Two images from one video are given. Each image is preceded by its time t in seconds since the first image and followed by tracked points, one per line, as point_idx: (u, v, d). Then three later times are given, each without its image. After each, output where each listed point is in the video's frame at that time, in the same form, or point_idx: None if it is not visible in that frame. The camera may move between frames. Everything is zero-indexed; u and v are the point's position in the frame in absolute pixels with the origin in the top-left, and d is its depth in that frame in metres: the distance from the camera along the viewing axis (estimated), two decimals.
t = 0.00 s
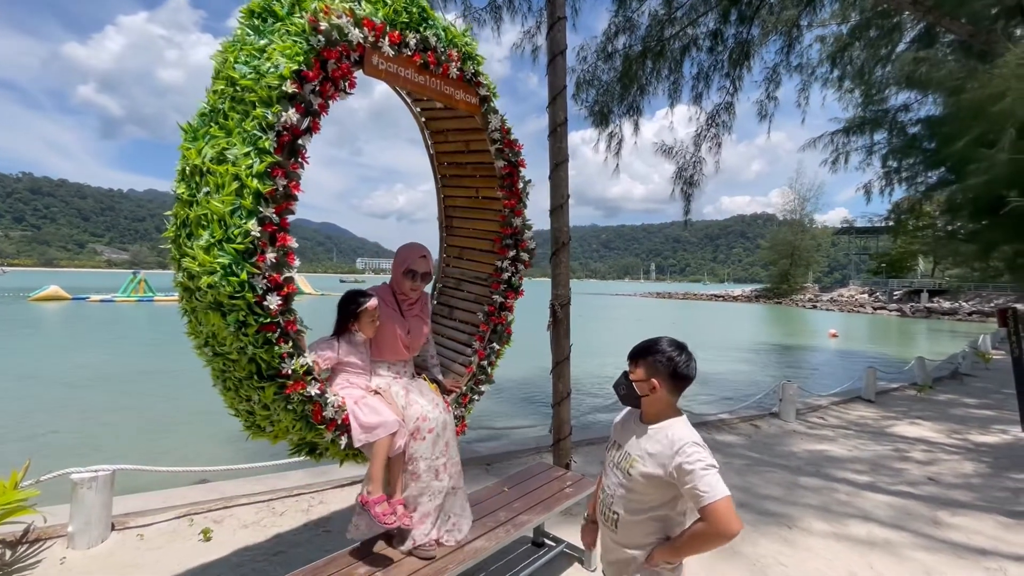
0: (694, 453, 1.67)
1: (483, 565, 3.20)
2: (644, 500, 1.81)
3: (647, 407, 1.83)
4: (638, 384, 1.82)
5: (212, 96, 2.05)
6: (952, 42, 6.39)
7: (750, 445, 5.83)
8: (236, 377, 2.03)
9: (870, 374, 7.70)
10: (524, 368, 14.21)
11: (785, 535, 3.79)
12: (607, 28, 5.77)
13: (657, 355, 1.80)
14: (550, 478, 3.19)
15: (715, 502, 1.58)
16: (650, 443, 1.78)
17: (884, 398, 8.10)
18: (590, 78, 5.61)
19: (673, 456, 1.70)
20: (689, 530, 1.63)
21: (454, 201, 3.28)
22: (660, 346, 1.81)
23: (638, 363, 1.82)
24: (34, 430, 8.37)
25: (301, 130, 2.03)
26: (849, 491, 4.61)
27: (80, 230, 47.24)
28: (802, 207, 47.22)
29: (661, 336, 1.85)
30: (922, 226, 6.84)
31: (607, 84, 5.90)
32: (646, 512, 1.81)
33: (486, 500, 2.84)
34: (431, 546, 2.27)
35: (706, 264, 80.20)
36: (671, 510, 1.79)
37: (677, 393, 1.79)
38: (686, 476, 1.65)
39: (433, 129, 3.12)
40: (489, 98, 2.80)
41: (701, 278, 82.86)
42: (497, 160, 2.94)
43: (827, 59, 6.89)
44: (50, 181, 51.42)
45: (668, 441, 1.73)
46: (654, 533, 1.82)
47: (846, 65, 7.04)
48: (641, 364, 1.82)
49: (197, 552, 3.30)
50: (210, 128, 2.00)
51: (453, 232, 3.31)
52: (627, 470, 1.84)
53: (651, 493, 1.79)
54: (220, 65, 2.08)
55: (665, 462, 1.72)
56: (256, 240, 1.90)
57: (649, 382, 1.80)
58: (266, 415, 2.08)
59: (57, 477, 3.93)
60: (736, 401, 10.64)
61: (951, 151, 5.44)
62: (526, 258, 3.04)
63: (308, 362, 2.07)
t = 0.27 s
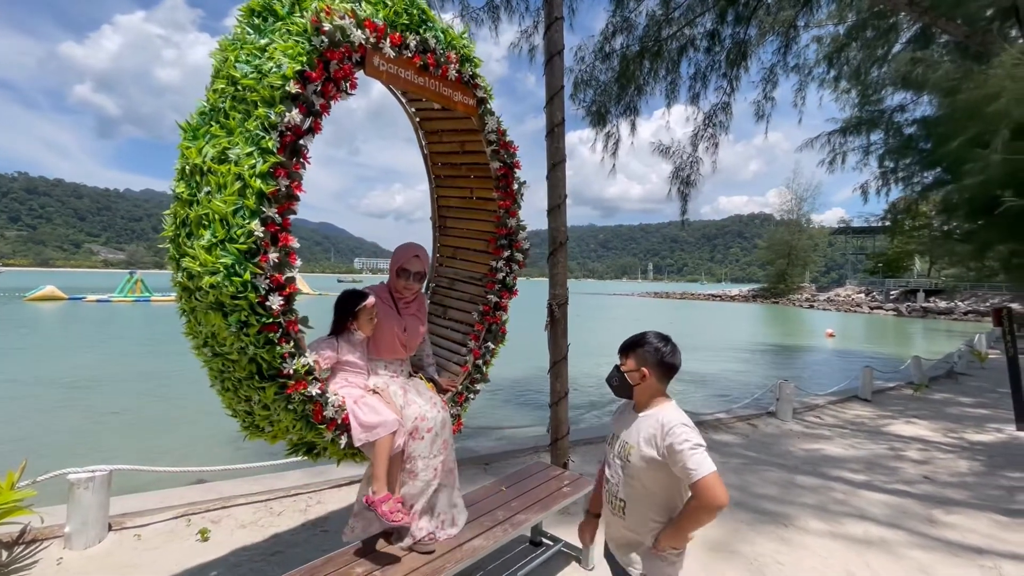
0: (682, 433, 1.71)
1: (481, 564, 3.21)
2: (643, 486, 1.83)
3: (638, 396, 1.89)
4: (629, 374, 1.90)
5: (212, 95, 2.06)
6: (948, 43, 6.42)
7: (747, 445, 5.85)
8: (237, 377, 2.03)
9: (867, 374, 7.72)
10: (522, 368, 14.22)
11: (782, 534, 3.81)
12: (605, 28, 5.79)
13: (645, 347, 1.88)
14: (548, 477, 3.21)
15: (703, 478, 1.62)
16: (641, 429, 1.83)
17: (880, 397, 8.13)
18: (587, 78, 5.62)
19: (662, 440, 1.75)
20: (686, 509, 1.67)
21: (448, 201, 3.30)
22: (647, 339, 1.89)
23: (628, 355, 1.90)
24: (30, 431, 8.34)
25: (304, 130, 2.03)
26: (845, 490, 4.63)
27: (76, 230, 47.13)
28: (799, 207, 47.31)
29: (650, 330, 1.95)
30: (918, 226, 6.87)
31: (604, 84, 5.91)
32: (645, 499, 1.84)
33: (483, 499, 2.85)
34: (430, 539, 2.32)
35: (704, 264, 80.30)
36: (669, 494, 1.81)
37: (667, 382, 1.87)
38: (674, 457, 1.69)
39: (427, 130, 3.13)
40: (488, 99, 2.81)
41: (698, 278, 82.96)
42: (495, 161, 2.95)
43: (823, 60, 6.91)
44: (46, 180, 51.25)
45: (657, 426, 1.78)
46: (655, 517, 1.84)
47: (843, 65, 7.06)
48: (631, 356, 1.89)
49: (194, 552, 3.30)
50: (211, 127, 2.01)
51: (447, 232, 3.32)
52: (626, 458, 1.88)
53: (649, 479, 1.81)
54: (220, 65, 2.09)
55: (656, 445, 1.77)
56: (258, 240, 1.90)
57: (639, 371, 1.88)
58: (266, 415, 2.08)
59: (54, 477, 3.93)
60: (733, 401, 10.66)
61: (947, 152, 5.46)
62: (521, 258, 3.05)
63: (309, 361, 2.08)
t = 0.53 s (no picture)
0: (685, 425, 1.76)
1: (478, 563, 3.22)
2: (643, 479, 1.86)
3: (639, 392, 1.93)
4: (629, 372, 1.95)
5: (209, 94, 2.06)
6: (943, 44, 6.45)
7: (743, 444, 5.87)
8: (234, 378, 2.04)
9: (862, 373, 7.76)
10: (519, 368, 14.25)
11: (777, 533, 3.83)
12: (601, 29, 5.80)
13: (642, 345, 1.92)
14: (544, 477, 3.22)
15: (706, 467, 1.66)
16: (642, 423, 1.86)
17: (875, 396, 8.17)
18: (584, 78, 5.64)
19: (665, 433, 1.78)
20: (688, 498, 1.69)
21: (442, 201, 3.31)
22: (643, 337, 1.93)
23: (626, 354, 1.95)
24: (25, 431, 8.32)
25: (301, 130, 2.04)
26: (840, 488, 4.66)
27: (72, 230, 47.00)
28: (795, 207, 47.45)
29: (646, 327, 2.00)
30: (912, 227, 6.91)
31: (601, 85, 5.92)
32: (644, 491, 1.86)
33: (480, 499, 2.87)
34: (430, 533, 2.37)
35: (701, 263, 80.44)
36: (669, 488, 1.84)
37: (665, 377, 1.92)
38: (678, 448, 1.73)
39: (422, 130, 3.13)
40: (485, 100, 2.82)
41: (695, 278, 83.11)
42: (492, 162, 2.97)
43: (819, 60, 6.94)
44: (41, 180, 51.03)
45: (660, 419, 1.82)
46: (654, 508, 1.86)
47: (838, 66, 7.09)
48: (629, 354, 1.94)
49: (191, 552, 3.30)
50: (208, 127, 2.02)
51: (441, 233, 3.33)
52: (626, 451, 1.90)
53: (650, 470, 1.84)
54: (217, 64, 2.09)
55: (659, 437, 1.80)
56: (257, 240, 1.91)
57: (638, 367, 1.92)
58: (263, 415, 2.09)
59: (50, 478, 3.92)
60: (729, 401, 10.69)
61: (941, 153, 5.49)
62: (517, 258, 3.07)
63: (307, 362, 2.09)
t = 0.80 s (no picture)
0: (687, 426, 1.77)
1: (474, 562, 3.23)
2: (645, 479, 1.88)
3: (650, 392, 1.94)
4: (642, 373, 1.94)
5: (203, 93, 2.08)
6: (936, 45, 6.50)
7: (737, 443, 5.91)
8: (228, 377, 2.05)
9: (855, 372, 7.81)
10: (515, 367, 14.28)
11: (772, 532, 3.86)
12: (597, 29, 5.83)
13: (655, 346, 1.91)
14: (540, 476, 3.24)
15: (704, 470, 1.66)
16: (649, 422, 1.89)
17: (868, 395, 8.23)
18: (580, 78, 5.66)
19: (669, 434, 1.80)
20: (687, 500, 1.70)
21: (439, 202, 3.32)
22: (657, 338, 1.92)
23: (638, 355, 1.95)
24: (20, 432, 8.29)
25: (295, 129, 2.05)
26: (834, 487, 4.70)
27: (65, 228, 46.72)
28: (791, 207, 47.61)
29: (659, 327, 1.98)
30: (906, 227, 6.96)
31: (597, 85, 5.94)
32: (646, 491, 1.88)
33: (476, 498, 2.88)
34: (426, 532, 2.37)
35: (696, 263, 80.62)
36: (670, 490, 1.85)
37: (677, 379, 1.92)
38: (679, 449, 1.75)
39: (419, 130, 3.15)
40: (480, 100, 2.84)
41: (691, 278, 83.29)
42: (488, 162, 2.99)
43: (813, 61, 6.98)
44: (34, 179, 50.73)
45: (667, 419, 1.83)
46: (656, 509, 1.88)
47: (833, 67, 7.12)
48: (642, 355, 1.94)
49: (187, 553, 3.31)
50: (202, 125, 2.03)
51: (439, 233, 3.35)
52: (631, 448, 1.93)
53: (653, 468, 1.85)
54: (211, 63, 2.11)
55: (663, 437, 1.82)
56: (251, 238, 1.92)
57: (651, 369, 1.91)
58: (257, 415, 2.10)
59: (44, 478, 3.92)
60: (724, 400, 10.73)
61: (934, 153, 5.53)
62: (513, 258, 3.08)
63: (302, 361, 2.09)
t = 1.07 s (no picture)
0: (701, 428, 1.74)
1: (468, 560, 3.24)
2: (656, 482, 1.84)
3: (660, 395, 1.91)
4: (651, 374, 1.91)
5: (195, 92, 2.09)
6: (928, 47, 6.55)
7: (731, 441, 5.94)
8: (220, 376, 2.05)
9: (848, 371, 7.86)
10: (511, 366, 14.30)
11: (765, 529, 3.89)
12: (592, 29, 5.85)
13: (667, 347, 1.89)
14: (535, 474, 3.26)
15: (720, 471, 1.63)
16: (659, 423, 1.86)
17: (861, 393, 8.28)
18: (575, 78, 5.67)
19: (682, 435, 1.76)
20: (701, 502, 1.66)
21: (436, 201, 3.33)
22: (669, 339, 1.90)
23: (649, 356, 1.92)
24: (12, 432, 8.23)
25: (286, 127, 2.05)
26: (827, 484, 4.74)
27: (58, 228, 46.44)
28: (785, 207, 47.80)
29: (668, 328, 1.95)
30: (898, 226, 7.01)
31: (592, 85, 5.96)
32: (658, 493, 1.84)
33: (470, 497, 2.89)
34: (419, 531, 2.39)
35: (691, 263, 80.84)
36: (682, 491, 1.82)
37: (688, 381, 1.89)
38: (692, 450, 1.71)
39: (415, 130, 3.15)
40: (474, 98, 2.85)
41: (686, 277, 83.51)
42: (483, 160, 3.00)
43: (807, 62, 7.01)
44: (26, 178, 50.35)
45: (679, 421, 1.80)
46: (665, 511, 1.84)
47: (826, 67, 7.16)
48: (653, 357, 1.91)
49: (181, 553, 3.31)
50: (192, 124, 2.04)
51: (436, 233, 3.36)
52: (639, 450, 1.90)
53: (663, 470, 1.82)
54: (202, 62, 2.11)
55: (674, 438, 1.78)
56: (240, 237, 1.92)
57: (662, 372, 1.89)
58: (249, 414, 2.10)
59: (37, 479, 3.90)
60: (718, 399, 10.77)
61: (926, 154, 5.58)
62: (509, 258, 3.10)
63: (293, 360, 2.09)
